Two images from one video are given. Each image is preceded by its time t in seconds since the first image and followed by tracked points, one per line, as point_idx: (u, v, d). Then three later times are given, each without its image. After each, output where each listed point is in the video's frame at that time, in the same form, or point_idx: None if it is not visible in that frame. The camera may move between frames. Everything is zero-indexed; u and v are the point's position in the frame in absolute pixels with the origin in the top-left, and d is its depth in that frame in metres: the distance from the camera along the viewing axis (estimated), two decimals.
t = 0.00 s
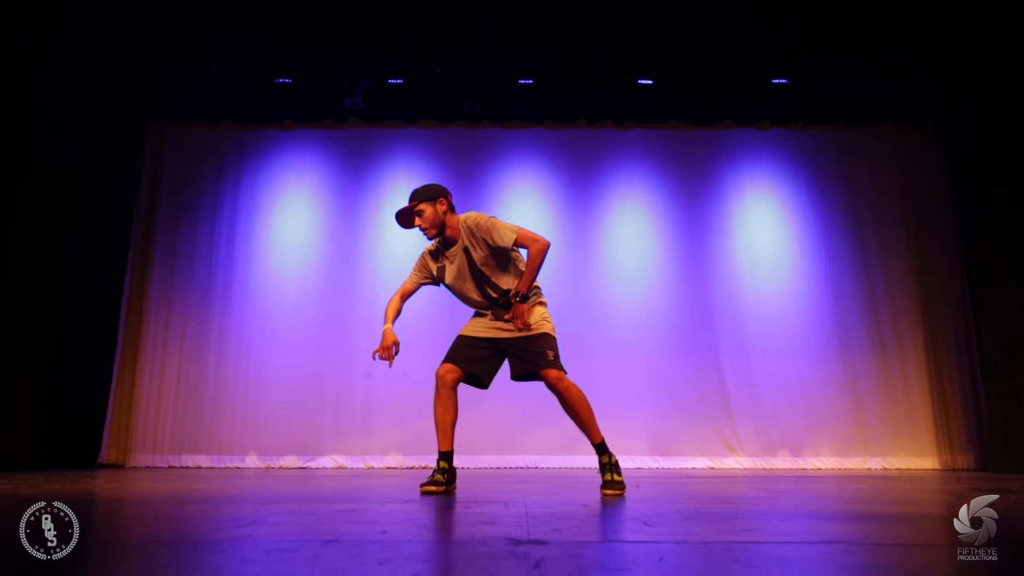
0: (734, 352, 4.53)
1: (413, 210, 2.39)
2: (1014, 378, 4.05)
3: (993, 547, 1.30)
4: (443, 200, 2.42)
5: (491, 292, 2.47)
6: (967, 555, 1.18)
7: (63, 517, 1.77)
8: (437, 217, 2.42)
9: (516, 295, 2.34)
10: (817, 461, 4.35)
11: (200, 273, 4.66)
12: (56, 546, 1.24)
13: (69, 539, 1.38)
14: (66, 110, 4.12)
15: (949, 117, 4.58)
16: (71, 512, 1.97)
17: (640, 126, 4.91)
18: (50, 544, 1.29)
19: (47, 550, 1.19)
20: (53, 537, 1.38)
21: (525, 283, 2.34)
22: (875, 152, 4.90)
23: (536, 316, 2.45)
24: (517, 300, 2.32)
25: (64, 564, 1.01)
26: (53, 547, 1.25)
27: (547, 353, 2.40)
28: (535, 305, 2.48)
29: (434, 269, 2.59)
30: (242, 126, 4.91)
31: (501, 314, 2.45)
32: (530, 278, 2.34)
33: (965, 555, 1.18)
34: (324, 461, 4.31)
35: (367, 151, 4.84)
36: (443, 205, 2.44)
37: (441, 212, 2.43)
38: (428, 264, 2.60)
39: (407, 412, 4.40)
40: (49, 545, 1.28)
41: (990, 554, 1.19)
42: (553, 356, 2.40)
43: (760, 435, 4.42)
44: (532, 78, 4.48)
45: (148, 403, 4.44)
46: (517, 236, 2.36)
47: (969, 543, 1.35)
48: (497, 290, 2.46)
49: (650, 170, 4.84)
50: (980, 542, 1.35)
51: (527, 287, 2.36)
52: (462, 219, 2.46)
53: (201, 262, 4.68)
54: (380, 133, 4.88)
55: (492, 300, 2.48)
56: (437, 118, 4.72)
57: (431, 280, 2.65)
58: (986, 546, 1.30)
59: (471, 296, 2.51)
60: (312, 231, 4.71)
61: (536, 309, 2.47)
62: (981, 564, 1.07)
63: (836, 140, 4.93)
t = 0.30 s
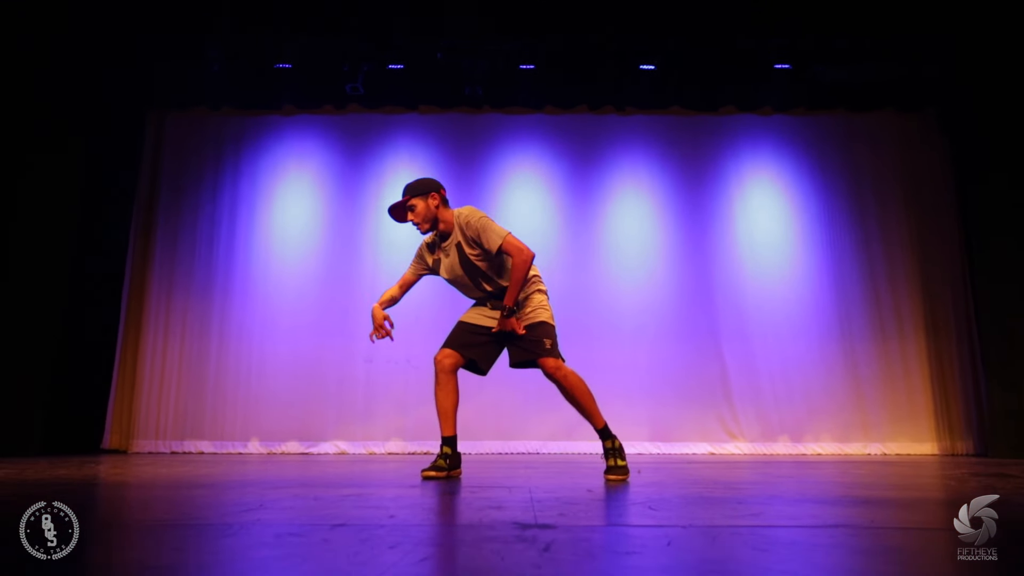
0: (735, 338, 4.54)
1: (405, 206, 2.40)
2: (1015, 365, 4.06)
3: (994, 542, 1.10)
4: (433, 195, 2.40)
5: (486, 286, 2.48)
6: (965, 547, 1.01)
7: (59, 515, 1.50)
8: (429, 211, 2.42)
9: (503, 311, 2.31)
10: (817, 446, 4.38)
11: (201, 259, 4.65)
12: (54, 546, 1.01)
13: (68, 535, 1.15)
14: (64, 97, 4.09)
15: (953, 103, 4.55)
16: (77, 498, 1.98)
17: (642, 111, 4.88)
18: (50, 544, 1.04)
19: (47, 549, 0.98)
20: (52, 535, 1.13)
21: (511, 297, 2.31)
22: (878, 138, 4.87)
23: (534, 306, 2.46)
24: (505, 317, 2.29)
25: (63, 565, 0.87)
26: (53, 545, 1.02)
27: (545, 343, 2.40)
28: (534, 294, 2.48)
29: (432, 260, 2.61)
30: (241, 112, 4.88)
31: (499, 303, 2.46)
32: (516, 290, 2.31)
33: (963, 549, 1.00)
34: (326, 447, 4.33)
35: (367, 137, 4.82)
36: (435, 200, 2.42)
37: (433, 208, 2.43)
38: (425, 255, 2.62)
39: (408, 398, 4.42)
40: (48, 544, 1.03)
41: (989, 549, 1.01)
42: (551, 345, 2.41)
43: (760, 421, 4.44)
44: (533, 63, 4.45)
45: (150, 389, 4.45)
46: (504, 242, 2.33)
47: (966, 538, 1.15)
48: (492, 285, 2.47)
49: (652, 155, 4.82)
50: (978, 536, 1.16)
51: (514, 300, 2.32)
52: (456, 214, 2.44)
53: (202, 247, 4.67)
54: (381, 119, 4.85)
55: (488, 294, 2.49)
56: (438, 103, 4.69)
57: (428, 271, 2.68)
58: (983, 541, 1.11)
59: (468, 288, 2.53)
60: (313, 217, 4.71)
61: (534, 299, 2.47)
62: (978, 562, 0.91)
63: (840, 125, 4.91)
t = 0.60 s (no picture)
0: (735, 323, 4.54)
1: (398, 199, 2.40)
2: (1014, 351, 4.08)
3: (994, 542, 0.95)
4: (426, 187, 2.40)
5: (482, 278, 2.48)
6: (964, 551, 0.87)
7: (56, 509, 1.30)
8: (423, 203, 2.42)
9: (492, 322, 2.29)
10: (817, 431, 4.40)
11: (202, 244, 4.64)
12: (56, 544, 0.88)
13: (71, 529, 1.01)
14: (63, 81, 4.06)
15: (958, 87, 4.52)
16: (81, 482, 1.98)
17: (644, 96, 4.85)
18: (51, 540, 0.90)
19: (47, 549, 0.85)
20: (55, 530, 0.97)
21: (502, 311, 2.28)
22: (881, 123, 4.85)
23: (531, 293, 2.42)
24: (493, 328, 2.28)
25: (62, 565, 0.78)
26: (55, 543, 0.89)
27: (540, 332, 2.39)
28: (531, 282, 2.45)
29: (428, 252, 2.60)
30: (241, 96, 4.84)
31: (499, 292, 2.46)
32: (506, 303, 2.29)
33: (962, 553, 0.87)
34: (327, 432, 4.35)
35: (368, 122, 4.79)
36: (428, 192, 2.42)
37: (427, 200, 2.43)
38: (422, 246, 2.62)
39: (410, 383, 4.43)
40: (49, 541, 0.89)
41: (990, 553, 0.87)
42: (546, 335, 2.39)
43: (760, 406, 4.46)
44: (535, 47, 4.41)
45: (152, 374, 4.46)
46: (495, 243, 2.32)
47: (964, 537, 0.99)
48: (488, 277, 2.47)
49: (654, 140, 4.80)
50: (976, 535, 0.99)
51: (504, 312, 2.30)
52: (449, 206, 2.43)
53: (202, 233, 4.66)
54: (382, 103, 4.82)
55: (484, 285, 2.49)
56: (438, 88, 4.66)
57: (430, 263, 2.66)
58: (983, 541, 0.95)
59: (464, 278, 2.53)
60: (313, 203, 4.69)
61: (531, 286, 2.44)
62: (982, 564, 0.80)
63: (843, 110, 4.88)
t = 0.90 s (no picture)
0: (737, 311, 4.55)
1: (392, 195, 2.40)
2: (1015, 339, 4.08)
3: (997, 545, 0.85)
4: (420, 181, 2.39)
5: (480, 270, 2.48)
6: (967, 554, 0.78)
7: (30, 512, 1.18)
8: (417, 197, 2.42)
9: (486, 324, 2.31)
10: (818, 419, 4.42)
11: (203, 233, 4.63)
12: (56, 544, 0.81)
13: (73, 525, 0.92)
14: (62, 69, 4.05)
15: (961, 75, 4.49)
16: (85, 470, 1.98)
17: (645, 84, 4.82)
18: (50, 539, 0.83)
19: (47, 549, 0.79)
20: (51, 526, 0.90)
21: (495, 313, 2.30)
22: (883, 111, 4.83)
23: (527, 285, 2.41)
24: (487, 330, 2.30)
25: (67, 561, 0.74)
26: (55, 542, 0.82)
27: (534, 325, 2.37)
28: (528, 273, 2.44)
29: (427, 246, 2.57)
30: (241, 83, 4.82)
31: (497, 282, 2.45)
32: (498, 304, 2.30)
33: (964, 556, 0.78)
34: (329, 420, 4.37)
35: (368, 110, 4.77)
36: (422, 187, 2.41)
37: (421, 194, 2.42)
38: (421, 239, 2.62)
39: (411, 371, 4.43)
40: (49, 540, 0.82)
41: (996, 556, 0.78)
42: (541, 329, 2.38)
43: (761, 395, 4.47)
44: (536, 34, 4.39)
45: (154, 363, 4.47)
46: (486, 240, 2.32)
47: (965, 536, 0.89)
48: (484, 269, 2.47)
49: (655, 128, 4.78)
50: (979, 535, 0.88)
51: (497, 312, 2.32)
52: (444, 200, 2.43)
53: (203, 221, 4.65)
54: (383, 91, 4.80)
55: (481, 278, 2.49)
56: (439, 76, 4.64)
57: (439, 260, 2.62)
58: (984, 542, 0.85)
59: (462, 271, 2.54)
60: (314, 191, 4.68)
61: (528, 277, 2.43)
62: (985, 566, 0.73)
63: (845, 98, 4.86)
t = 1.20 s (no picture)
0: (738, 299, 4.55)
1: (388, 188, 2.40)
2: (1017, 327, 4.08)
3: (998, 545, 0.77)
4: (415, 173, 2.38)
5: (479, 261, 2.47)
6: (966, 553, 0.73)
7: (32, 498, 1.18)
8: (413, 189, 2.41)
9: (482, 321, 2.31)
10: (818, 408, 4.43)
11: (204, 221, 4.63)
12: (56, 544, 0.75)
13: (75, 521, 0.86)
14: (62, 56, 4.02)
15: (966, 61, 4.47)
16: (89, 457, 1.98)
17: (648, 71, 4.80)
18: (51, 539, 0.77)
19: (48, 549, 0.73)
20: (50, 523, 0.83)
21: (489, 309, 2.31)
22: (886, 98, 4.81)
23: (523, 276, 2.39)
24: (483, 326, 2.29)
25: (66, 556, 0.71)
26: (57, 541, 0.76)
27: (530, 318, 2.36)
28: (525, 263, 2.42)
29: (431, 236, 2.52)
30: (241, 70, 4.79)
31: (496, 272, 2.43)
32: (491, 301, 2.30)
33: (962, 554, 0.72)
34: (331, 408, 4.38)
35: (370, 98, 4.75)
36: (417, 178, 2.40)
37: (416, 186, 2.41)
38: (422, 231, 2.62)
39: (413, 360, 4.44)
40: (50, 540, 0.76)
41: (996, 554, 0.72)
42: (538, 322, 2.36)
43: (763, 383, 4.48)
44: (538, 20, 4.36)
45: (156, 351, 4.48)
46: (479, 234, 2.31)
47: (963, 536, 0.81)
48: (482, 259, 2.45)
49: (657, 116, 4.76)
50: (978, 534, 0.80)
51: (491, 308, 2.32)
52: (440, 192, 2.42)
53: (204, 209, 4.64)
54: (384, 79, 4.78)
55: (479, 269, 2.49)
56: (441, 63, 4.62)
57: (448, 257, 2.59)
58: (984, 541, 0.78)
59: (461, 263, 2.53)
60: (315, 179, 4.67)
61: (525, 268, 2.41)
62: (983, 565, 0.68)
63: (848, 85, 4.84)
